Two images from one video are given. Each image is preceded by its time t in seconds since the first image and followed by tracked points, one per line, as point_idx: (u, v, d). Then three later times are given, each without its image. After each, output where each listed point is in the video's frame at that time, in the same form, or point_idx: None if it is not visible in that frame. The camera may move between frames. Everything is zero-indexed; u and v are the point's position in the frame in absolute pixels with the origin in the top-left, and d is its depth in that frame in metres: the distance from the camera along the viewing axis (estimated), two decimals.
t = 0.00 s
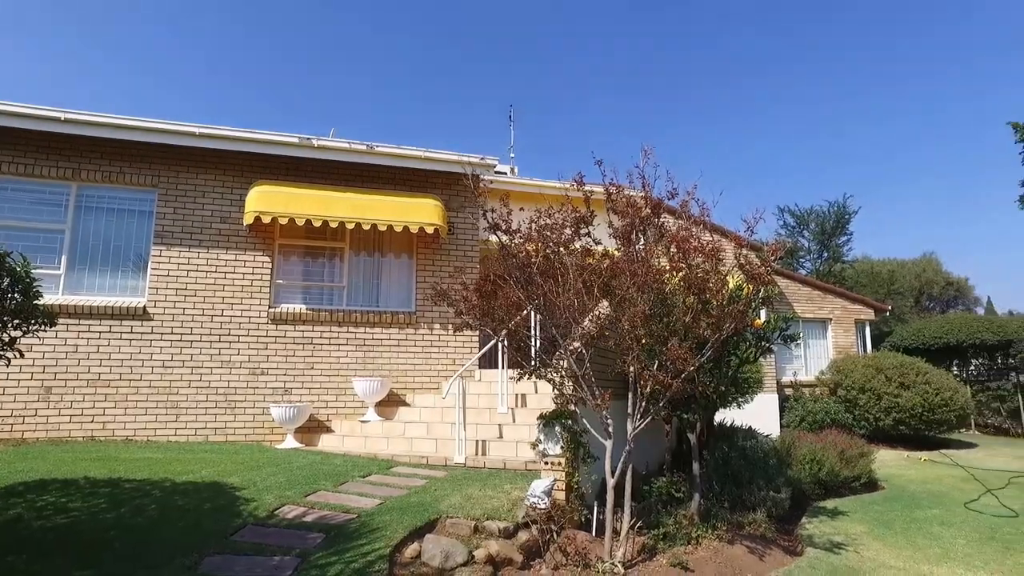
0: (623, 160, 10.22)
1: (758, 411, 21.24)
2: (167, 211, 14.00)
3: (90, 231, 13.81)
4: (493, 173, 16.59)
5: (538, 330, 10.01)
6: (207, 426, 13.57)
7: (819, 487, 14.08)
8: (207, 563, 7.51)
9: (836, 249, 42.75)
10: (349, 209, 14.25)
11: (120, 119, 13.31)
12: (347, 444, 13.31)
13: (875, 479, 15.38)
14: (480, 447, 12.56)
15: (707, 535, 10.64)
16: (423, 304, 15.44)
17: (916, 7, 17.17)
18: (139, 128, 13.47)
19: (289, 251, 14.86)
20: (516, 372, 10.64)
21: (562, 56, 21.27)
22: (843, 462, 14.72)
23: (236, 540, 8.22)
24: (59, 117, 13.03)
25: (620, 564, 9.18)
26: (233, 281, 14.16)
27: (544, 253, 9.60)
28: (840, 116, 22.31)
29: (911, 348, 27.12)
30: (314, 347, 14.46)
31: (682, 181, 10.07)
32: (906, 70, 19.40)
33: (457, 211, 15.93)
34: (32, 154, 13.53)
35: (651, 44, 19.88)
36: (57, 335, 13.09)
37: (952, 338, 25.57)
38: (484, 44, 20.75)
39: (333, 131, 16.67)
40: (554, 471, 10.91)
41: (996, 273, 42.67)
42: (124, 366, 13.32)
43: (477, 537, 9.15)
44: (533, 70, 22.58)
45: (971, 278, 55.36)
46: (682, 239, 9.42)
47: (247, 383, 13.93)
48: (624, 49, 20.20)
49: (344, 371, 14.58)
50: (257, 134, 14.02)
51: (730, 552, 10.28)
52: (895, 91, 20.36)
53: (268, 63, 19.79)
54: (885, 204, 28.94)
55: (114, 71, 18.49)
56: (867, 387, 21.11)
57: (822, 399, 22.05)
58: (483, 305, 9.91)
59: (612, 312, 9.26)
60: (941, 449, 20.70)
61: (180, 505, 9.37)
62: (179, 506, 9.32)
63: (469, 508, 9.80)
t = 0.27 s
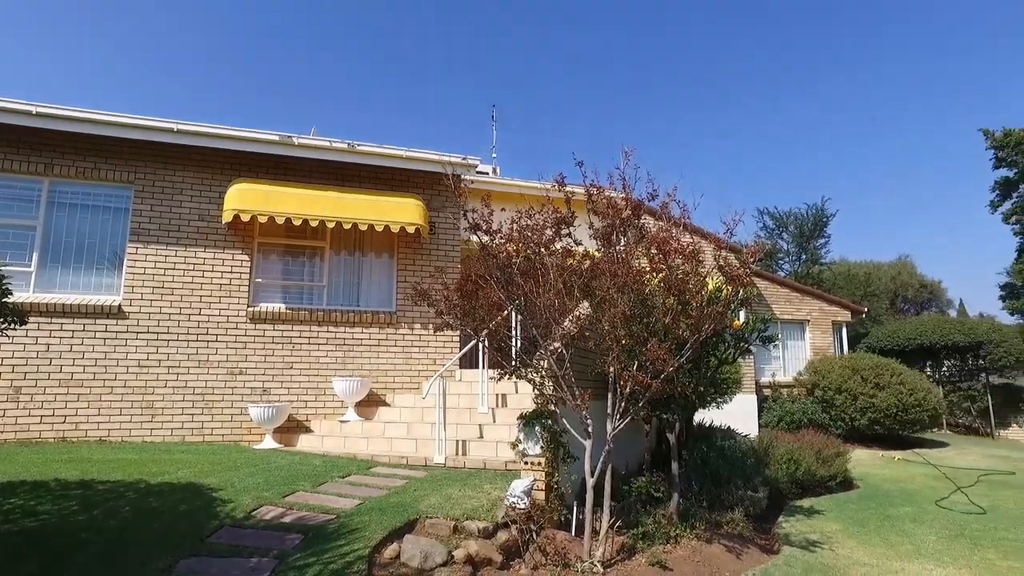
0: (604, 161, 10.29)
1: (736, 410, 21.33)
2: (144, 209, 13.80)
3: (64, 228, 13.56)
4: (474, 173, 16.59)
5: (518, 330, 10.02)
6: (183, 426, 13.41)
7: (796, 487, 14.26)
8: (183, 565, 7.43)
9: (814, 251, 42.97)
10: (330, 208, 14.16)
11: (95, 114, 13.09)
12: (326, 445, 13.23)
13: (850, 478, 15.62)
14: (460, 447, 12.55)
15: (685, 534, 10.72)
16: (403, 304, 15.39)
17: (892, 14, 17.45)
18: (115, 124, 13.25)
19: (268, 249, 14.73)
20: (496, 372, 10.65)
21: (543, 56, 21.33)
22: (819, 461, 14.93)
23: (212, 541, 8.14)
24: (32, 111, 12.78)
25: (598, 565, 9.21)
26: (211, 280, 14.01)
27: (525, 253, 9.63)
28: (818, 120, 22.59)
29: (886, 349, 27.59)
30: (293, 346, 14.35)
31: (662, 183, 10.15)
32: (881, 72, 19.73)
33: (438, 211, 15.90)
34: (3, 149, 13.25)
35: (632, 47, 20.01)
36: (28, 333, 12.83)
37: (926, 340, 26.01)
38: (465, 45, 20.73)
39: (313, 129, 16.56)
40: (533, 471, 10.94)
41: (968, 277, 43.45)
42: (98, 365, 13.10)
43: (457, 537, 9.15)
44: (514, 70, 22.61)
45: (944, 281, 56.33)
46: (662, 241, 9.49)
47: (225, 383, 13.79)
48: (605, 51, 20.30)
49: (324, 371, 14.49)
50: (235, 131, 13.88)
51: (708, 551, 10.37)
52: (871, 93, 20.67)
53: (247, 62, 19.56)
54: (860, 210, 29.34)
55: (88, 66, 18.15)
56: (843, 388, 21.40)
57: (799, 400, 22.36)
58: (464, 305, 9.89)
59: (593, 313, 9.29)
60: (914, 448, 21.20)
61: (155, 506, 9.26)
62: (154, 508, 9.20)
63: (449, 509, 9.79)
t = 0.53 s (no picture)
0: (582, 162, 10.33)
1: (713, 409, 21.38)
2: (117, 204, 13.56)
3: (33, 223, 13.28)
4: (453, 171, 16.54)
5: (496, 330, 10.01)
6: (156, 426, 13.21)
7: (771, 485, 14.45)
8: (154, 567, 7.32)
9: (791, 252, 43.27)
10: (308, 206, 14.04)
11: (66, 107, 12.82)
12: (303, 445, 13.11)
13: (824, 476, 15.85)
14: (438, 446, 12.53)
15: (662, 533, 10.79)
16: (381, 303, 15.32)
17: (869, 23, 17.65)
18: (86, 117, 12.99)
19: (244, 247, 14.57)
20: (475, 372, 10.64)
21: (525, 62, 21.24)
22: (794, 460, 15.13)
23: (185, 543, 8.02)
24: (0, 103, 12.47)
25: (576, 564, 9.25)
26: (185, 277, 13.81)
27: (503, 253, 9.64)
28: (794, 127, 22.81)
29: (860, 350, 28.00)
30: (270, 345, 14.22)
31: (641, 183, 10.21)
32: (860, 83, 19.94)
33: (417, 210, 15.84)
34: None
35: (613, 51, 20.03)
36: None
37: (899, 340, 26.46)
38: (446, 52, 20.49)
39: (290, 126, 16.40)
40: (511, 471, 10.95)
41: (939, 278, 44.26)
42: (68, 364, 12.84)
43: (434, 537, 9.12)
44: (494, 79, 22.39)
45: (915, 282, 57.34)
46: (640, 241, 9.55)
47: (200, 382, 13.60)
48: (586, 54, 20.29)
49: (301, 370, 14.37)
50: (211, 127, 13.69)
51: (684, 549, 10.46)
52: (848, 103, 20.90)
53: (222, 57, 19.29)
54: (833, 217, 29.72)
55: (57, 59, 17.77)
56: (819, 387, 21.69)
57: (776, 399, 22.60)
58: (442, 304, 9.85)
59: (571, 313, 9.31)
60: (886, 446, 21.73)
61: (126, 507, 9.11)
62: (124, 510, 9.05)
63: (426, 508, 9.76)
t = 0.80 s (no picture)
0: (561, 162, 10.35)
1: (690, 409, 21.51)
2: (88, 200, 13.31)
3: None
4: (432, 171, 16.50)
5: (473, 330, 9.98)
6: (127, 426, 12.98)
7: (746, 484, 14.61)
8: (125, 570, 7.20)
9: (768, 254, 43.80)
10: (285, 204, 13.91)
11: (36, 100, 12.54)
12: (279, 445, 12.97)
13: (798, 475, 16.09)
14: (415, 446, 12.49)
15: (639, 532, 10.86)
16: (359, 302, 15.23)
17: (843, 27, 17.92)
18: (57, 111, 12.73)
19: (219, 245, 14.38)
20: (453, 372, 10.60)
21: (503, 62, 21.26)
22: (768, 459, 15.32)
23: (156, 546, 7.91)
24: None
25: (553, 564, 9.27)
26: (159, 275, 13.60)
27: (481, 253, 9.64)
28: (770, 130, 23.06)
29: (834, 351, 28.38)
30: (245, 345, 14.07)
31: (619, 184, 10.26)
32: (835, 87, 20.22)
33: (396, 209, 15.78)
34: None
35: (592, 52, 20.10)
36: None
37: (871, 341, 26.90)
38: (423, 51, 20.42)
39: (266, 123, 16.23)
40: (488, 471, 10.95)
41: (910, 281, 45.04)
42: (36, 363, 12.55)
43: (411, 537, 9.09)
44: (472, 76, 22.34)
45: (888, 285, 58.30)
46: (619, 242, 9.62)
47: (173, 382, 13.41)
48: (564, 54, 20.37)
49: (277, 370, 14.24)
50: (185, 123, 13.50)
51: (660, 548, 10.53)
52: (823, 105, 21.18)
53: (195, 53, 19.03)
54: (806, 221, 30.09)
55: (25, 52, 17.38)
56: (793, 387, 22.00)
57: (751, 399, 22.82)
58: (420, 303, 9.80)
59: (549, 313, 9.32)
60: (858, 446, 22.05)
61: (95, 510, 8.95)
62: (94, 512, 8.89)
63: (403, 509, 9.72)
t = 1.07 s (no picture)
0: (540, 163, 10.37)
1: (668, 410, 21.70)
2: (58, 196, 13.04)
3: None
4: (410, 170, 16.43)
5: (452, 330, 9.95)
6: (98, 427, 12.75)
7: (722, 484, 14.75)
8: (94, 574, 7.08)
9: (744, 256, 44.27)
10: (261, 202, 13.76)
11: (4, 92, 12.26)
12: (255, 445, 12.84)
13: (772, 474, 16.31)
14: (392, 447, 12.44)
15: (615, 531, 10.92)
16: (336, 301, 15.14)
17: (819, 32, 18.19)
18: (25, 104, 12.45)
19: (195, 243, 14.19)
20: (431, 372, 10.57)
21: (482, 67, 21.15)
22: (744, 459, 15.50)
23: (127, 549, 7.79)
24: None
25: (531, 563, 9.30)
26: (131, 273, 13.38)
27: (460, 253, 9.64)
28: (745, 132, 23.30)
29: (808, 351, 28.79)
30: (220, 344, 13.90)
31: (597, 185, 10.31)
32: (810, 87, 20.52)
33: (374, 208, 15.70)
34: None
35: (572, 54, 20.13)
36: None
37: (844, 343, 27.34)
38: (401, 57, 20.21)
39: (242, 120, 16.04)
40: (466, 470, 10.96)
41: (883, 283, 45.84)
42: (3, 363, 12.28)
43: (388, 537, 9.06)
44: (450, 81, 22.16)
45: (861, 287, 59.29)
46: (597, 243, 9.71)
47: (145, 381, 13.20)
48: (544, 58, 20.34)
49: (253, 370, 14.09)
50: (160, 118, 13.30)
51: (636, 547, 10.61)
52: (799, 106, 21.48)
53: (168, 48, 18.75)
54: (780, 225, 30.42)
55: None
56: (769, 388, 22.30)
57: (728, 399, 23.07)
58: (397, 302, 9.74)
59: (527, 313, 9.36)
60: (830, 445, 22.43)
61: (63, 513, 8.79)
62: (62, 515, 8.73)
63: (380, 509, 9.68)
